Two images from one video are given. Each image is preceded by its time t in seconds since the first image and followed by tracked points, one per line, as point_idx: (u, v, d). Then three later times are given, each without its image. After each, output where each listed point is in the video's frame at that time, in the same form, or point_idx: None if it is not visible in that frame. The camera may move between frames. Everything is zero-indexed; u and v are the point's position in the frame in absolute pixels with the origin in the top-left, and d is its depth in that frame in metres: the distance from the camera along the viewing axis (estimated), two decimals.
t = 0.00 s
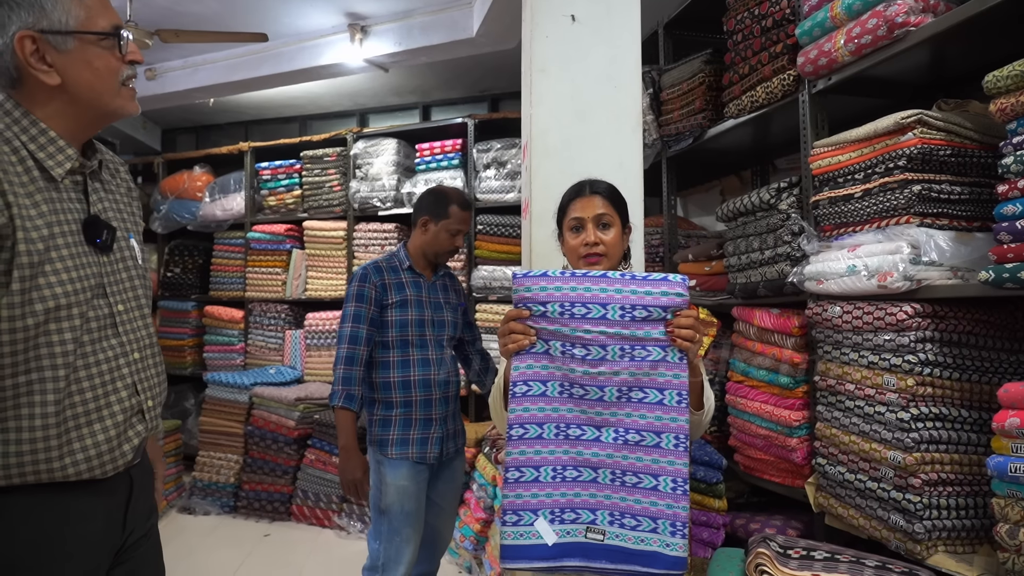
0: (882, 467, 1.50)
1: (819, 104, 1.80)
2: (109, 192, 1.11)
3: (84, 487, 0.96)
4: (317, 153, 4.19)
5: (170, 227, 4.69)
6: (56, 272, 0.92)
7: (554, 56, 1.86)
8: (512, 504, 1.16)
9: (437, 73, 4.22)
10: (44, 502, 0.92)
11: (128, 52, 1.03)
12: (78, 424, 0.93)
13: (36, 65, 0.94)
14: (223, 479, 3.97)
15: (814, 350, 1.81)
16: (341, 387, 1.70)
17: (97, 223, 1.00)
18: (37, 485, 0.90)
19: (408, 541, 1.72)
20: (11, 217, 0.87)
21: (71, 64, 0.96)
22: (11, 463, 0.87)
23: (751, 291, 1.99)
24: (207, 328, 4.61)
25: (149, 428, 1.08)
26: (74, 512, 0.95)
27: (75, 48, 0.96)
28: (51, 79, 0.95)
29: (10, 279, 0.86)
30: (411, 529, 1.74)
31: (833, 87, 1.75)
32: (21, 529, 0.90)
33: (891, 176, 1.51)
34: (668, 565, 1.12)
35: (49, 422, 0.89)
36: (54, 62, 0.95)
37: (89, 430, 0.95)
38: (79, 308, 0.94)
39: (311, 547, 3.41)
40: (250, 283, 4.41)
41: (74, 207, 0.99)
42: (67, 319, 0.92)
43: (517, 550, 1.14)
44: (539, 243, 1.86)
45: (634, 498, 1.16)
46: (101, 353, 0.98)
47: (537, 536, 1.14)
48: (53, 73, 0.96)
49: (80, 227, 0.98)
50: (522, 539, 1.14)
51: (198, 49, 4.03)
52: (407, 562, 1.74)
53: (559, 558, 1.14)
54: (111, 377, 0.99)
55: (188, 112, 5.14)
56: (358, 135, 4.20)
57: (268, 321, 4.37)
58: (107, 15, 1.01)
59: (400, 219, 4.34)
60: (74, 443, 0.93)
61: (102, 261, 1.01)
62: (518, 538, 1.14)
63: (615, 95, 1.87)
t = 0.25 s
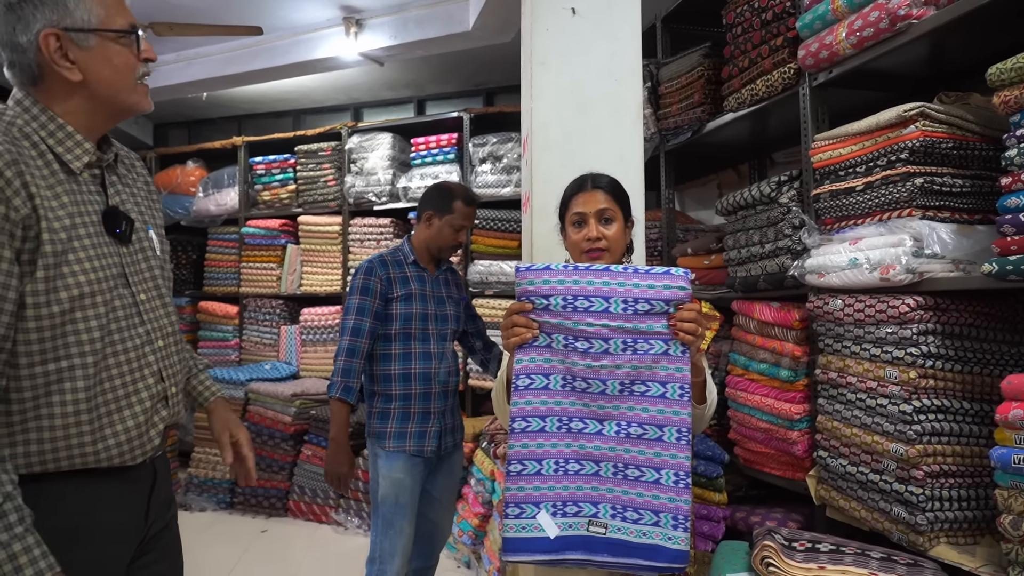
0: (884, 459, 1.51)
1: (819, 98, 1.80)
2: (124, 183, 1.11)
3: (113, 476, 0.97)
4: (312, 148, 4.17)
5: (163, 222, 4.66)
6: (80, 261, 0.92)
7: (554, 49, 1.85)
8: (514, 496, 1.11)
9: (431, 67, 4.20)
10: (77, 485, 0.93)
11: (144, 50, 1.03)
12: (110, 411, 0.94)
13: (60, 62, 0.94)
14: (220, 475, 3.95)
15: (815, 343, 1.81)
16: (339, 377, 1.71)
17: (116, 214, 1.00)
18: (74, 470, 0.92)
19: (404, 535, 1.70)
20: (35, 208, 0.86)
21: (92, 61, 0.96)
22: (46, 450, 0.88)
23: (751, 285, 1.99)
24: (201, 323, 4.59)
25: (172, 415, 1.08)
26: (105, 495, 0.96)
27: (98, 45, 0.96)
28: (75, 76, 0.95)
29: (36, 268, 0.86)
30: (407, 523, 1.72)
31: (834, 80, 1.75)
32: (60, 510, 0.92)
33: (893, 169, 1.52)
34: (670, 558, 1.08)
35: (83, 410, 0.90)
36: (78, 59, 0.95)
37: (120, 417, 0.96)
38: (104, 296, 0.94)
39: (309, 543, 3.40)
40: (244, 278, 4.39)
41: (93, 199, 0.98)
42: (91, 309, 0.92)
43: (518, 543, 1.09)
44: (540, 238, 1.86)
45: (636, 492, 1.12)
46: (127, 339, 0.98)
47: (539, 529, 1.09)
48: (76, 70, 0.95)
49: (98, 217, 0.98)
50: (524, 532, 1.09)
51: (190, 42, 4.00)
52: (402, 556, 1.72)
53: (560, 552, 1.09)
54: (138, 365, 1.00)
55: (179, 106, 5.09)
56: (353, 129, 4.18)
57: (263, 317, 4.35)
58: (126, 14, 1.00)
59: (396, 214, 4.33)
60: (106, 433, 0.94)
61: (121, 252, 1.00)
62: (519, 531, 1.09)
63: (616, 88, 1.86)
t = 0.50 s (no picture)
0: (905, 454, 1.49)
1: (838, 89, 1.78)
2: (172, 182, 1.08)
3: (178, 454, 0.96)
4: (324, 143, 4.17)
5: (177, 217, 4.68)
6: (138, 256, 0.91)
7: (569, 41, 1.84)
8: (531, 492, 1.10)
9: (443, 61, 4.19)
10: (144, 465, 0.93)
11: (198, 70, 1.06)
12: (176, 393, 0.94)
13: (129, 76, 0.96)
14: (234, 469, 3.96)
15: (833, 337, 1.79)
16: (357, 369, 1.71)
17: (170, 210, 0.99)
18: (145, 448, 0.92)
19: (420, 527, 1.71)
20: (94, 209, 0.87)
21: (158, 77, 0.98)
22: (117, 432, 0.89)
23: (768, 279, 1.97)
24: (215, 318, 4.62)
25: (233, 396, 1.05)
26: (172, 474, 0.96)
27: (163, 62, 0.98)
28: (141, 89, 0.97)
29: (95, 264, 0.88)
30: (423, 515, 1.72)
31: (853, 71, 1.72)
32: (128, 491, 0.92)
33: (915, 161, 1.50)
34: (687, 556, 1.06)
35: (150, 389, 0.90)
36: (145, 73, 0.97)
37: (184, 398, 0.95)
38: (165, 286, 0.94)
39: (324, 537, 3.41)
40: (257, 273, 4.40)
41: (148, 196, 0.97)
42: (153, 298, 0.92)
43: (534, 539, 1.07)
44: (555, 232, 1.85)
45: (653, 488, 1.10)
46: (189, 324, 0.97)
47: (556, 525, 1.08)
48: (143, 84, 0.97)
49: (153, 213, 0.97)
50: (541, 528, 1.08)
51: (203, 38, 4.00)
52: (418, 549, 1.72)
53: (578, 549, 1.07)
54: (200, 349, 0.98)
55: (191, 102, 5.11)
56: (364, 124, 4.18)
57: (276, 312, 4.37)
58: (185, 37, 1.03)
59: (408, 209, 4.33)
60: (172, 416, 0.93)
61: (178, 246, 0.99)
62: (537, 527, 1.08)
63: (631, 80, 1.85)
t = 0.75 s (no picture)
0: (921, 447, 1.48)
1: (852, 78, 1.76)
2: (211, 187, 1.10)
3: (215, 440, 0.99)
4: (333, 138, 4.18)
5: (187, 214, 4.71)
6: (176, 254, 0.94)
7: (579, 33, 1.83)
8: (541, 486, 1.09)
9: (451, 55, 4.19)
10: (184, 453, 0.95)
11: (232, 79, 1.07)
12: (211, 384, 0.96)
13: (172, 87, 0.97)
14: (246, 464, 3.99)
15: (847, 329, 1.77)
16: (369, 362, 1.71)
17: (204, 210, 1.01)
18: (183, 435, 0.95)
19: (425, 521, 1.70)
20: (131, 214, 0.90)
21: (199, 89, 1.00)
22: (156, 421, 0.92)
23: (780, 271, 1.95)
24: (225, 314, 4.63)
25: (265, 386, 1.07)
26: (211, 462, 0.98)
27: (203, 74, 1.00)
28: (182, 100, 0.99)
29: (132, 265, 0.91)
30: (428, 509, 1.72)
31: (867, 60, 1.70)
32: (169, 478, 0.95)
33: (931, 150, 1.48)
34: (698, 549, 1.04)
35: (187, 381, 0.93)
36: (186, 85, 0.99)
37: (219, 390, 0.97)
38: (199, 284, 0.96)
39: (335, 531, 3.42)
40: (268, 269, 4.41)
41: (183, 198, 1.00)
42: (189, 296, 0.94)
43: (544, 533, 1.07)
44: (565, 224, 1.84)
45: (664, 482, 1.08)
46: (224, 320, 0.99)
47: (567, 519, 1.07)
48: (184, 94, 0.99)
49: (188, 214, 0.99)
50: (551, 522, 1.07)
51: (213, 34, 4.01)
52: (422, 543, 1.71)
53: (588, 543, 1.06)
54: (233, 341, 1.00)
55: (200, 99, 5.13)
56: (374, 119, 4.18)
57: (287, 307, 4.39)
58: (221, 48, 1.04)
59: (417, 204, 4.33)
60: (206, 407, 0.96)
61: (212, 246, 1.01)
62: (547, 521, 1.07)
63: (641, 71, 1.83)
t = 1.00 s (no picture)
0: (933, 445, 1.46)
1: (862, 70, 1.73)
2: (220, 187, 1.10)
3: (221, 435, 0.99)
4: (341, 136, 4.18)
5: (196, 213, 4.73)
6: (184, 252, 0.94)
7: (585, 27, 1.81)
8: (546, 484, 1.08)
9: (458, 52, 4.18)
10: (192, 448, 0.96)
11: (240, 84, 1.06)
12: (219, 381, 0.96)
13: (179, 90, 0.97)
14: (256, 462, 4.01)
15: (858, 325, 1.75)
16: (371, 357, 1.72)
17: (212, 210, 1.01)
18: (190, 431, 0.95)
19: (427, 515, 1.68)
20: (139, 211, 0.91)
21: (206, 93, 0.99)
22: (165, 417, 0.93)
23: (790, 267, 1.93)
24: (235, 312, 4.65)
25: (272, 384, 1.07)
26: (218, 457, 0.99)
27: (210, 78, 0.99)
28: (188, 103, 0.98)
29: (143, 263, 0.91)
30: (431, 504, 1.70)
31: (877, 52, 1.67)
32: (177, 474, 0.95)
33: (942, 143, 1.45)
34: (703, 549, 1.02)
35: (195, 378, 0.94)
36: (194, 88, 0.98)
37: (225, 387, 0.97)
38: (207, 283, 0.96)
39: (345, 529, 3.42)
40: (277, 267, 4.42)
41: (191, 199, 1.00)
42: (198, 293, 0.94)
43: (549, 532, 1.06)
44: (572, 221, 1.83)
45: (669, 481, 1.07)
46: (234, 316, 0.99)
47: (571, 518, 1.06)
48: (191, 97, 0.98)
49: (196, 214, 0.99)
50: (556, 521, 1.06)
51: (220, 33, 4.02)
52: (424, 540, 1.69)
53: (593, 541, 1.05)
54: (239, 338, 0.99)
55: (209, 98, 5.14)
56: (381, 117, 4.17)
57: (296, 305, 4.40)
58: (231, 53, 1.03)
59: (425, 201, 4.32)
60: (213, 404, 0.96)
61: (219, 245, 1.00)
62: (551, 520, 1.06)
63: (647, 66, 1.81)
